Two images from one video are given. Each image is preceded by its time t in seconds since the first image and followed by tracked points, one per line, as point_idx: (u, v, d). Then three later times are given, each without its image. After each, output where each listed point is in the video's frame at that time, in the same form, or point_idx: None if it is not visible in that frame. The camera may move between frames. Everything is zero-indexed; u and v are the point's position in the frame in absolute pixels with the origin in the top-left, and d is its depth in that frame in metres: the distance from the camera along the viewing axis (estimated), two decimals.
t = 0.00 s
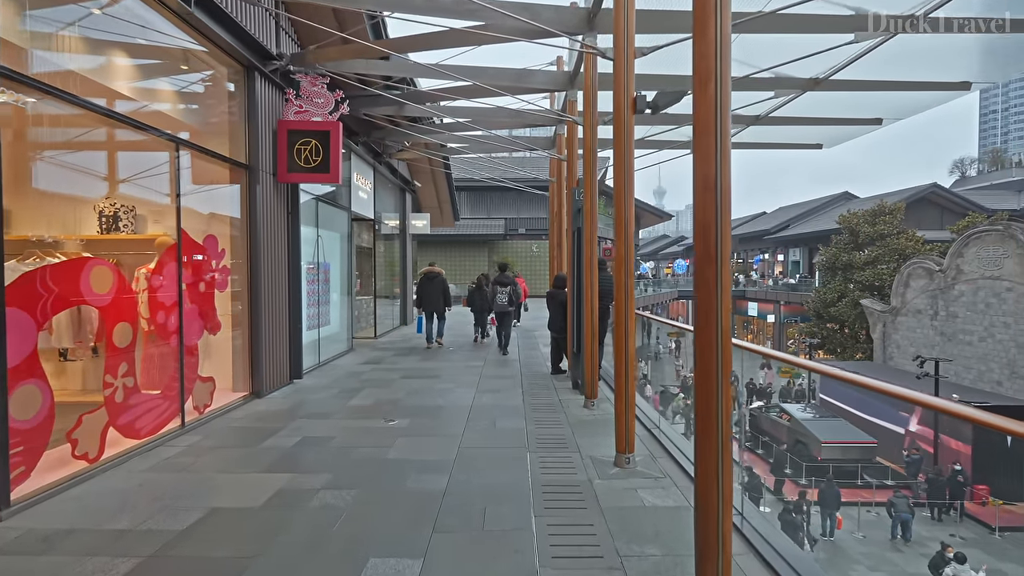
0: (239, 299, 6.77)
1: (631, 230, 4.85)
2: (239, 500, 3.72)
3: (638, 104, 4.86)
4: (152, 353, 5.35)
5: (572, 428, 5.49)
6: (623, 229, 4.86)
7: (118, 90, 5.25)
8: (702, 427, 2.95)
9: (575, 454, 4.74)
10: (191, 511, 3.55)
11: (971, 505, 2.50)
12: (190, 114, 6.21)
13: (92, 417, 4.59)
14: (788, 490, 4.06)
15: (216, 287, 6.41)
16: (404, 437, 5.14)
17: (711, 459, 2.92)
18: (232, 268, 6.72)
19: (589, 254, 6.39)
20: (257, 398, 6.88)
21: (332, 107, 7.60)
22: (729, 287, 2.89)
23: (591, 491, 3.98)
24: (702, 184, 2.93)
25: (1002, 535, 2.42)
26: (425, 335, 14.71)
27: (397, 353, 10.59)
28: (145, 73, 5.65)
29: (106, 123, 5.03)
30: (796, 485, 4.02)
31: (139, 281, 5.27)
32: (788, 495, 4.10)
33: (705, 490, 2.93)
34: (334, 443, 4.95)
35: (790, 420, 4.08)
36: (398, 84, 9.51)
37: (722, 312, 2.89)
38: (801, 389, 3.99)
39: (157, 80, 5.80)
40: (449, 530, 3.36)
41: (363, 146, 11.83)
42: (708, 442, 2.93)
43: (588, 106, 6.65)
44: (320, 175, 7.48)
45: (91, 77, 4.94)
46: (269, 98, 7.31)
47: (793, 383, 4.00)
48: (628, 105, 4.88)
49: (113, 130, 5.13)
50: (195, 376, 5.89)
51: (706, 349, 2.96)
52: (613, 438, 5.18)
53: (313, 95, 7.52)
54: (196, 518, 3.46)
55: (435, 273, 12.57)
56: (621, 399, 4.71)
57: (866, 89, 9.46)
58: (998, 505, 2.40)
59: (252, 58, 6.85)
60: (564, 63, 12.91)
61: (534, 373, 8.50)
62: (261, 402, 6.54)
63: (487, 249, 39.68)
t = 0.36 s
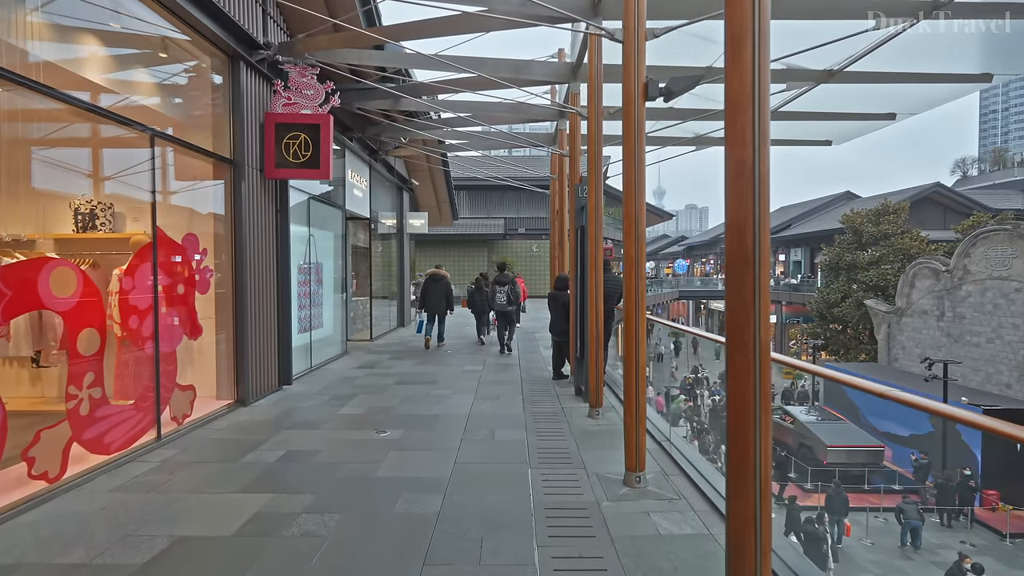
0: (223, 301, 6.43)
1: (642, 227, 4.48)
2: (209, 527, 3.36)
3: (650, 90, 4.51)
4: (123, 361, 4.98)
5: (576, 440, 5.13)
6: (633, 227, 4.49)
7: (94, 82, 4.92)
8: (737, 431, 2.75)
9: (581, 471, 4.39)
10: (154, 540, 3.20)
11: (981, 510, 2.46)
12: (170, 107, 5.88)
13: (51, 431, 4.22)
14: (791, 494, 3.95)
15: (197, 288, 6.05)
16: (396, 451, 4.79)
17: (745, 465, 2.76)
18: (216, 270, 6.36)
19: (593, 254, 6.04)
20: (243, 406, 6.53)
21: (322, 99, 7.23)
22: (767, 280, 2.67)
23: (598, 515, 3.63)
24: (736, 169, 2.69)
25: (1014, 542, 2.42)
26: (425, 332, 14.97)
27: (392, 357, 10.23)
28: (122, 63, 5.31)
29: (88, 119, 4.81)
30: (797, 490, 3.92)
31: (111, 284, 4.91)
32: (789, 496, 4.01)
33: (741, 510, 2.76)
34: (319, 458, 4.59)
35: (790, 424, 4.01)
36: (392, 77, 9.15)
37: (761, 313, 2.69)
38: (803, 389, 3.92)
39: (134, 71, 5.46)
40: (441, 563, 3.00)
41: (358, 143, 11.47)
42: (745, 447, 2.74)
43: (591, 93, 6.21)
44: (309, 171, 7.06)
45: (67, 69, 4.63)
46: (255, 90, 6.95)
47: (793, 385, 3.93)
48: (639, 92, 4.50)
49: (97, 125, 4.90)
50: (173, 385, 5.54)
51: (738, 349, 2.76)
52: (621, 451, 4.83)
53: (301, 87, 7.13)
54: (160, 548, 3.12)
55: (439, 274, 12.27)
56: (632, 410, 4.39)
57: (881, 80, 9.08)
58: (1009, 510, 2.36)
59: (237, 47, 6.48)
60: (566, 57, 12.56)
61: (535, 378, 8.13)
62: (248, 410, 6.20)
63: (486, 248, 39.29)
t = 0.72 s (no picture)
0: (209, 301, 6.08)
1: (661, 221, 4.05)
2: (184, 553, 3.02)
3: (671, 71, 4.17)
4: (100, 367, 4.63)
5: (585, 450, 4.78)
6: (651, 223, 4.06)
7: (74, 70, 4.59)
8: (801, 433, 2.42)
9: (593, 486, 4.04)
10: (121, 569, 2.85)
11: (992, 517, 2.44)
12: (153, 96, 5.54)
13: (15, 444, 3.81)
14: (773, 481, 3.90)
15: (180, 288, 5.71)
16: (393, 463, 4.44)
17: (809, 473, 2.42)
18: (201, 267, 6.01)
19: (602, 252, 5.68)
20: (231, 412, 6.17)
21: (316, 89, 6.87)
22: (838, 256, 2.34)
23: (615, 538, 3.28)
24: (799, 131, 2.35)
25: None
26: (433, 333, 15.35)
27: (390, 359, 9.86)
28: (99, 50, 4.96)
29: (75, 111, 4.59)
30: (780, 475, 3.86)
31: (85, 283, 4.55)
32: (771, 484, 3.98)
33: (803, 525, 2.43)
34: (310, 471, 4.23)
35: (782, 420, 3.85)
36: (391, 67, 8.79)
37: (829, 300, 2.36)
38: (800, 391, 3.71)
39: (114, 59, 5.12)
40: None
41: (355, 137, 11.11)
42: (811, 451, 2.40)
43: (600, 80, 5.84)
44: (302, 164, 6.75)
45: (42, 53, 4.29)
46: (245, 78, 6.58)
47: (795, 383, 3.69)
48: (658, 74, 4.12)
49: (83, 118, 4.68)
50: (152, 391, 5.17)
51: (801, 338, 2.42)
52: (635, 463, 4.50)
53: (295, 75, 6.78)
54: None
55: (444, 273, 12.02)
56: (650, 423, 4.00)
57: (900, 71, 8.73)
58: (1022, 516, 2.38)
59: (226, 32, 6.11)
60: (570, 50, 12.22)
61: (540, 382, 7.79)
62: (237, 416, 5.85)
63: (487, 248, 38.84)
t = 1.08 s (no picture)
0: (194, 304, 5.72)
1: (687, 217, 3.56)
2: None
3: (700, 51, 3.65)
4: (70, 377, 4.26)
5: (599, 467, 4.42)
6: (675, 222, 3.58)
7: (59, 62, 4.31)
8: (906, 478, 2.00)
9: (611, 509, 3.68)
10: None
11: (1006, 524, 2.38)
12: (137, 87, 5.18)
13: None
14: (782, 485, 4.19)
15: (161, 291, 5.35)
16: (390, 481, 4.08)
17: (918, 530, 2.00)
18: (183, 269, 5.64)
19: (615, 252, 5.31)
20: (220, 422, 5.80)
21: (310, 79, 6.47)
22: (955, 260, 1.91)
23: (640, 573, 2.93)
24: (905, 113, 1.92)
25: None
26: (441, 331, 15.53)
27: (389, 363, 9.49)
28: (79, 37, 4.58)
29: (60, 106, 4.34)
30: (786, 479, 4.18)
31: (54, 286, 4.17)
32: (779, 487, 4.30)
33: None
34: (298, 491, 3.88)
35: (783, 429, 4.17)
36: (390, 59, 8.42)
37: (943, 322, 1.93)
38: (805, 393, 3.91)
39: (92, 48, 4.72)
40: None
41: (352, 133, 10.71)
42: (920, 496, 1.99)
43: (613, 70, 5.47)
44: (296, 159, 6.35)
45: (10, 37, 3.89)
46: (234, 67, 6.17)
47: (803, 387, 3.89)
48: (686, 52, 3.60)
49: (69, 113, 4.43)
50: (129, 402, 4.79)
51: (905, 360, 1.99)
52: (654, 482, 4.14)
53: (287, 65, 6.38)
54: None
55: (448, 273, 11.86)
56: (676, 446, 3.58)
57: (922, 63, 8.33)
58: None
59: (212, 17, 5.69)
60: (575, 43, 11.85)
61: (545, 388, 7.42)
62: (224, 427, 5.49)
63: (487, 248, 38.45)
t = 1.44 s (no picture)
0: (176, 306, 5.27)
1: (721, 211, 3.08)
2: None
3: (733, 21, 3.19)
4: (32, 388, 3.74)
5: (613, 485, 4.05)
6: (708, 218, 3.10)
7: (43, 51, 3.90)
8: None
9: (631, 538, 3.29)
10: None
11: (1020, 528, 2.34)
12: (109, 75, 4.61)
13: None
14: (787, 486, 4.13)
15: (138, 293, 4.85)
16: (384, 503, 3.70)
17: None
18: (162, 267, 5.14)
19: (627, 251, 4.91)
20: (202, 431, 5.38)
21: (300, 65, 6.02)
22: None
23: None
24: None
25: None
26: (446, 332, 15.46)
27: (386, 366, 9.12)
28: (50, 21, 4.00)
29: (41, 97, 3.95)
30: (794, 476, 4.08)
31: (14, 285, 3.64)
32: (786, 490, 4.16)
33: None
34: (282, 515, 3.51)
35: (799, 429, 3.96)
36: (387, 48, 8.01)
37: None
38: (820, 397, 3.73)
39: (67, 34, 4.14)
40: None
41: (348, 127, 10.29)
42: None
43: (626, 55, 5.06)
44: (285, 150, 5.90)
45: None
46: (217, 51, 5.70)
47: (808, 388, 3.83)
48: (717, 24, 3.15)
49: (50, 104, 4.02)
50: (99, 414, 4.26)
51: None
52: (674, 504, 3.77)
53: (275, 50, 5.92)
54: None
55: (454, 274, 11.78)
56: (707, 471, 3.17)
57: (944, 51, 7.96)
58: None
59: None
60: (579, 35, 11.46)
61: (550, 394, 7.05)
62: (207, 439, 5.11)
63: (487, 248, 38.09)
